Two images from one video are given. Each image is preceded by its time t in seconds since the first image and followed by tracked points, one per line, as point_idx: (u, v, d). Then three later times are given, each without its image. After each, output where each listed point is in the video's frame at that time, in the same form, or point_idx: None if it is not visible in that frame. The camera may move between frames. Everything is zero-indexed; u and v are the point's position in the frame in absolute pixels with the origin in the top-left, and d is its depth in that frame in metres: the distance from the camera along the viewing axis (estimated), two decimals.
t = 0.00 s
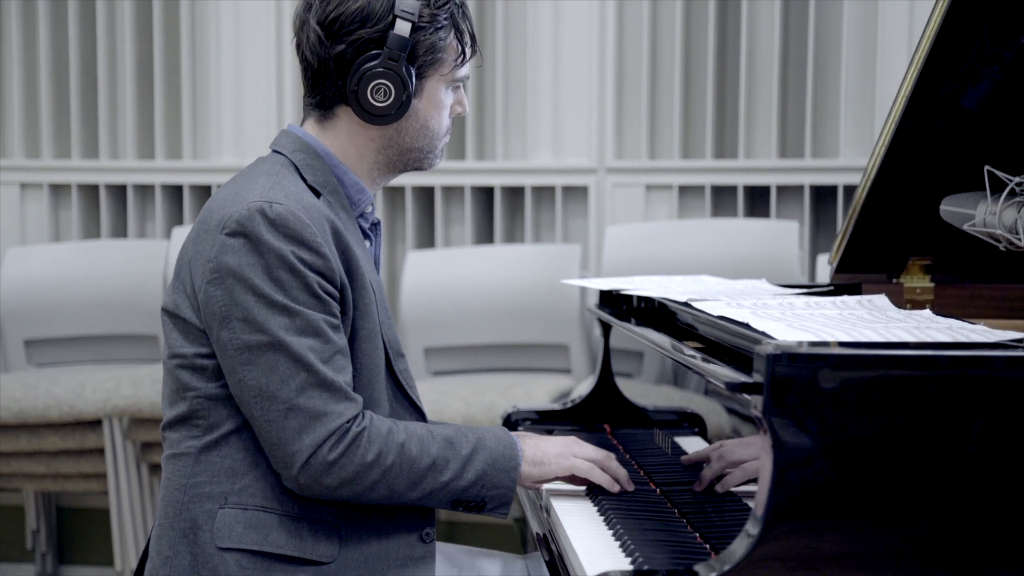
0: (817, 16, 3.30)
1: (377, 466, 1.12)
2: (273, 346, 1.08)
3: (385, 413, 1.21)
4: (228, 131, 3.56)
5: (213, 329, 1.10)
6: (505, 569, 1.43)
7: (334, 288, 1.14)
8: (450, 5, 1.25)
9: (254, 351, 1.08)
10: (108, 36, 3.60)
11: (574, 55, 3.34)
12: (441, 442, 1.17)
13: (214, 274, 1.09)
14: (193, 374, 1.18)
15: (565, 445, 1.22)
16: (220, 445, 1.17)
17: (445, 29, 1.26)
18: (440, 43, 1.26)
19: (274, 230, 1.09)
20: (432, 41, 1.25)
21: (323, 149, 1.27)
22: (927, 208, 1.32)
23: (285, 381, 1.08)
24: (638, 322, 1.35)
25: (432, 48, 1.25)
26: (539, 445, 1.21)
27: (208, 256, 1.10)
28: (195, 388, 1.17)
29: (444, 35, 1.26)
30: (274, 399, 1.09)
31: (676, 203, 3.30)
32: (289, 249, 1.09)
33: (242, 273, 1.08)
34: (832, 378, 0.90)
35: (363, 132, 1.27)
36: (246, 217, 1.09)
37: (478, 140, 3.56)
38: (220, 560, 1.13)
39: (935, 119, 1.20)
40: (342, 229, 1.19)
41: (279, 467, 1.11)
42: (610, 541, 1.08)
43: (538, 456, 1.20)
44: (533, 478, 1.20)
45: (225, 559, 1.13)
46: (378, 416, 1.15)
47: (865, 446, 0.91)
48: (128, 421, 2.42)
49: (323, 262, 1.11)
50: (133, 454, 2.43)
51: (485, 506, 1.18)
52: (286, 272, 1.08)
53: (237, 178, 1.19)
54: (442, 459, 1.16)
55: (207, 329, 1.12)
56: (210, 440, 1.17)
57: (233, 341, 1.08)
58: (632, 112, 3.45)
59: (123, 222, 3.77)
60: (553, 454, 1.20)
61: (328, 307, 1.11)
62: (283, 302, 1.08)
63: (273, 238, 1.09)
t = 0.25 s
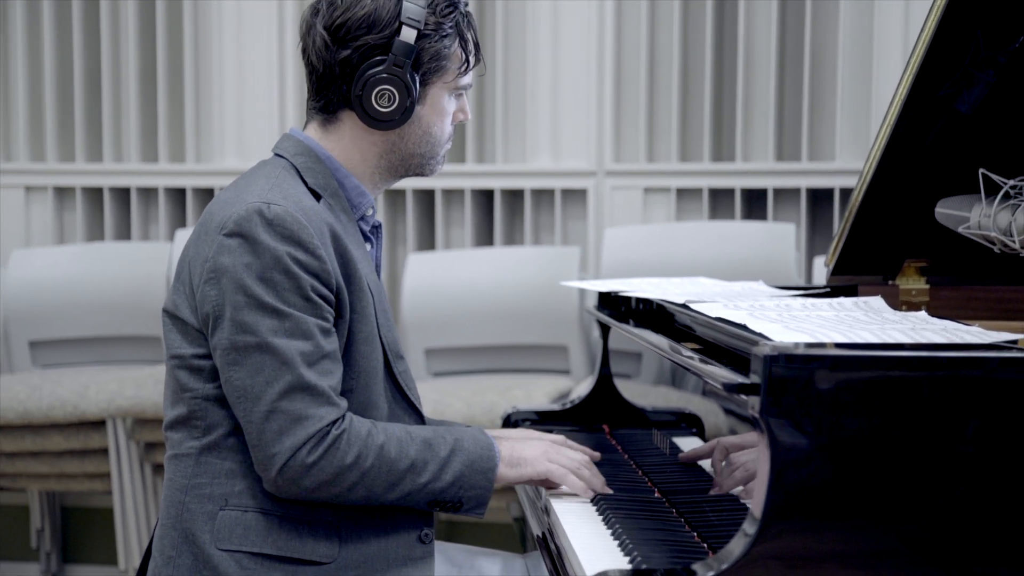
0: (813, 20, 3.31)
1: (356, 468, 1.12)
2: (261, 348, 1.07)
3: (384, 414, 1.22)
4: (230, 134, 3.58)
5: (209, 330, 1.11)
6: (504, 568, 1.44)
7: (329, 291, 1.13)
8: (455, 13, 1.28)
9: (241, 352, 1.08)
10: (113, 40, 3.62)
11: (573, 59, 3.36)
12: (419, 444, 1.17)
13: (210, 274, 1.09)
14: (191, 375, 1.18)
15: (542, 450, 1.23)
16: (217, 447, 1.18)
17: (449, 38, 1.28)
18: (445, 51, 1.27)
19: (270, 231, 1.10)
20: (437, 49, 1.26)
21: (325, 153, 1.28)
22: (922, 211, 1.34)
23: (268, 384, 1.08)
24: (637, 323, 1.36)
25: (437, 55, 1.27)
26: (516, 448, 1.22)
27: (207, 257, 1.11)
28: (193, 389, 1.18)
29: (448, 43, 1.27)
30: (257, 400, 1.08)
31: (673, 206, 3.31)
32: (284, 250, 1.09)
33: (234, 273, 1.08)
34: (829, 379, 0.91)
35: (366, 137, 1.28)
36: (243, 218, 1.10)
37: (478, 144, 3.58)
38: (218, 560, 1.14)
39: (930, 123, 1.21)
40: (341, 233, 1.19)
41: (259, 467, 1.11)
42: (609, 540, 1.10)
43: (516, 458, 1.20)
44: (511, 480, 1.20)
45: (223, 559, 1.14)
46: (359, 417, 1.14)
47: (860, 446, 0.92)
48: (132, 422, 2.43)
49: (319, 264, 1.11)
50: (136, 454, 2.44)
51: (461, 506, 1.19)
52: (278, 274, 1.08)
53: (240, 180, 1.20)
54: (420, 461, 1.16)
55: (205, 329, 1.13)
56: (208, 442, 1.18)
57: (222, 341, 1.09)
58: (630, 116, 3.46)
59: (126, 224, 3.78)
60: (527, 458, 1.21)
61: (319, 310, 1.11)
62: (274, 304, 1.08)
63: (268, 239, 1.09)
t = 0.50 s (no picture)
0: (810, 23, 3.33)
1: (343, 470, 1.11)
2: (255, 349, 1.07)
3: (384, 416, 1.23)
4: (232, 137, 3.60)
5: (209, 329, 1.11)
6: (504, 567, 1.45)
7: (328, 294, 1.13)
8: (449, 11, 1.27)
9: (235, 352, 1.08)
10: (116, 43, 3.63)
11: (572, 62, 3.37)
12: (407, 447, 1.17)
13: (211, 274, 1.10)
14: (191, 376, 1.19)
15: (529, 453, 1.23)
16: (217, 448, 1.19)
17: (445, 36, 1.28)
18: (442, 49, 1.28)
19: (272, 233, 1.10)
20: (434, 48, 1.27)
21: (329, 157, 1.29)
22: (919, 213, 1.35)
23: (259, 384, 1.07)
24: (635, 325, 1.38)
25: (433, 55, 1.28)
26: (503, 453, 1.22)
27: (209, 257, 1.11)
28: (193, 390, 1.19)
29: (445, 41, 1.28)
30: (248, 400, 1.08)
31: (672, 208, 3.32)
32: (284, 251, 1.09)
33: (233, 273, 1.08)
34: (826, 380, 0.92)
35: (369, 140, 1.29)
36: (245, 219, 1.10)
37: (478, 147, 3.59)
38: (220, 560, 1.15)
39: (926, 126, 1.22)
40: (343, 238, 1.20)
41: (246, 467, 1.11)
42: (607, 539, 1.11)
43: (501, 465, 1.21)
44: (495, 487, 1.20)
45: (224, 558, 1.14)
46: (348, 420, 1.14)
47: (857, 446, 0.93)
48: (135, 422, 2.44)
49: (319, 267, 1.11)
50: (140, 454, 2.45)
51: (447, 511, 1.19)
52: (277, 275, 1.08)
53: (243, 183, 1.21)
54: (407, 465, 1.16)
55: (206, 330, 1.14)
56: (208, 443, 1.19)
57: (217, 340, 1.09)
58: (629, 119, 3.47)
59: (129, 226, 3.80)
60: (514, 463, 1.21)
61: (316, 313, 1.10)
62: (271, 305, 1.07)
63: (269, 240, 1.09)
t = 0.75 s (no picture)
0: (808, 26, 3.34)
1: (344, 472, 1.12)
2: (256, 351, 1.08)
3: (382, 418, 1.24)
4: (235, 139, 3.61)
5: (210, 331, 1.12)
6: (502, 566, 1.46)
7: (328, 296, 1.14)
8: (458, 24, 1.30)
9: (236, 353, 1.08)
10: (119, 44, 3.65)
11: (571, 65, 3.38)
12: (407, 450, 1.17)
13: (211, 276, 1.10)
14: (192, 377, 1.20)
15: (525, 455, 1.25)
16: (218, 449, 1.19)
17: (453, 47, 1.30)
18: (448, 60, 1.30)
19: (272, 235, 1.11)
20: (441, 57, 1.29)
21: (326, 157, 1.30)
22: (915, 215, 1.36)
23: (260, 386, 1.08)
24: (634, 326, 1.39)
25: (439, 64, 1.29)
26: (500, 455, 1.23)
27: (209, 259, 1.12)
28: (194, 391, 1.20)
29: (452, 52, 1.30)
30: (249, 401, 1.09)
31: (670, 210, 3.33)
32: (284, 254, 1.10)
33: (234, 275, 1.09)
34: (822, 380, 0.93)
35: (368, 142, 1.30)
36: (246, 222, 1.11)
37: (478, 150, 3.60)
38: (220, 559, 1.15)
39: (923, 129, 1.23)
40: (343, 241, 1.21)
41: (248, 468, 1.12)
42: (606, 539, 1.11)
43: (499, 467, 1.22)
44: (492, 489, 1.22)
45: (224, 558, 1.15)
46: (348, 422, 1.15)
47: (853, 447, 0.94)
48: (138, 422, 2.45)
49: (320, 269, 1.12)
50: (142, 454, 2.46)
51: (445, 514, 1.20)
52: (277, 277, 1.09)
53: (244, 185, 1.22)
54: (407, 468, 1.17)
55: (206, 331, 1.14)
56: (209, 444, 1.20)
57: (217, 342, 1.09)
58: (627, 121, 3.48)
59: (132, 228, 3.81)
60: (513, 464, 1.22)
61: (316, 315, 1.11)
62: (271, 307, 1.08)
63: (270, 243, 1.10)
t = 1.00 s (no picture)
0: (804, 28, 3.34)
1: (343, 472, 1.13)
2: (256, 351, 1.09)
3: (382, 418, 1.25)
4: (237, 141, 3.62)
5: (212, 331, 1.13)
6: (501, 564, 1.47)
7: (328, 297, 1.15)
8: (455, 23, 1.31)
9: (237, 354, 1.09)
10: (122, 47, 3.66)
11: (570, 67, 3.39)
12: (405, 450, 1.18)
13: (213, 277, 1.11)
14: (194, 377, 1.21)
15: (522, 453, 1.26)
16: (219, 449, 1.21)
17: (450, 46, 1.31)
18: (447, 59, 1.30)
19: (274, 237, 1.12)
20: (439, 57, 1.29)
21: (330, 161, 1.32)
22: (911, 217, 1.37)
23: (260, 386, 1.09)
24: (632, 326, 1.40)
25: (438, 64, 1.30)
26: (497, 454, 1.25)
27: (212, 260, 1.13)
28: (195, 391, 1.21)
29: (449, 51, 1.31)
30: (249, 402, 1.10)
31: (667, 212, 3.34)
32: (286, 255, 1.11)
33: (235, 276, 1.10)
34: (818, 380, 0.94)
35: (371, 144, 1.31)
36: (248, 224, 1.12)
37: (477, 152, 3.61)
38: (220, 558, 1.16)
39: (918, 132, 1.25)
40: (345, 243, 1.22)
41: (247, 468, 1.13)
42: (604, 538, 1.13)
43: (498, 465, 1.24)
44: (491, 486, 1.23)
45: (224, 557, 1.16)
46: (348, 422, 1.15)
47: (849, 446, 0.95)
48: (140, 421, 2.46)
49: (321, 271, 1.13)
50: (145, 454, 2.47)
51: (443, 513, 1.21)
52: (278, 279, 1.10)
53: (247, 187, 1.23)
54: (405, 468, 1.18)
55: (208, 332, 1.15)
56: (210, 444, 1.21)
57: (218, 342, 1.10)
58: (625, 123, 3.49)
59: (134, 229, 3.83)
60: (510, 463, 1.24)
61: (317, 316, 1.12)
62: (272, 309, 1.09)
63: (272, 244, 1.11)
